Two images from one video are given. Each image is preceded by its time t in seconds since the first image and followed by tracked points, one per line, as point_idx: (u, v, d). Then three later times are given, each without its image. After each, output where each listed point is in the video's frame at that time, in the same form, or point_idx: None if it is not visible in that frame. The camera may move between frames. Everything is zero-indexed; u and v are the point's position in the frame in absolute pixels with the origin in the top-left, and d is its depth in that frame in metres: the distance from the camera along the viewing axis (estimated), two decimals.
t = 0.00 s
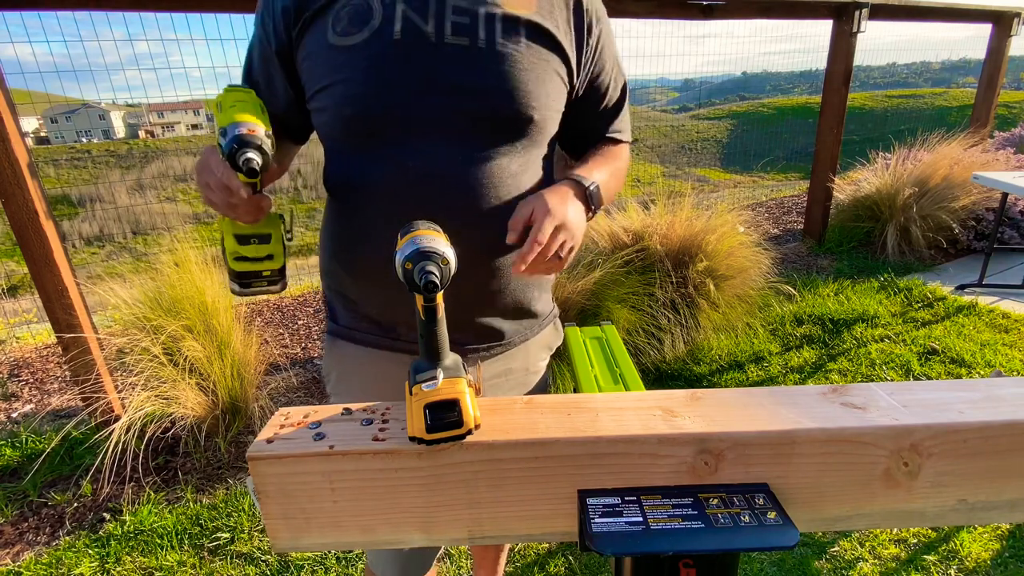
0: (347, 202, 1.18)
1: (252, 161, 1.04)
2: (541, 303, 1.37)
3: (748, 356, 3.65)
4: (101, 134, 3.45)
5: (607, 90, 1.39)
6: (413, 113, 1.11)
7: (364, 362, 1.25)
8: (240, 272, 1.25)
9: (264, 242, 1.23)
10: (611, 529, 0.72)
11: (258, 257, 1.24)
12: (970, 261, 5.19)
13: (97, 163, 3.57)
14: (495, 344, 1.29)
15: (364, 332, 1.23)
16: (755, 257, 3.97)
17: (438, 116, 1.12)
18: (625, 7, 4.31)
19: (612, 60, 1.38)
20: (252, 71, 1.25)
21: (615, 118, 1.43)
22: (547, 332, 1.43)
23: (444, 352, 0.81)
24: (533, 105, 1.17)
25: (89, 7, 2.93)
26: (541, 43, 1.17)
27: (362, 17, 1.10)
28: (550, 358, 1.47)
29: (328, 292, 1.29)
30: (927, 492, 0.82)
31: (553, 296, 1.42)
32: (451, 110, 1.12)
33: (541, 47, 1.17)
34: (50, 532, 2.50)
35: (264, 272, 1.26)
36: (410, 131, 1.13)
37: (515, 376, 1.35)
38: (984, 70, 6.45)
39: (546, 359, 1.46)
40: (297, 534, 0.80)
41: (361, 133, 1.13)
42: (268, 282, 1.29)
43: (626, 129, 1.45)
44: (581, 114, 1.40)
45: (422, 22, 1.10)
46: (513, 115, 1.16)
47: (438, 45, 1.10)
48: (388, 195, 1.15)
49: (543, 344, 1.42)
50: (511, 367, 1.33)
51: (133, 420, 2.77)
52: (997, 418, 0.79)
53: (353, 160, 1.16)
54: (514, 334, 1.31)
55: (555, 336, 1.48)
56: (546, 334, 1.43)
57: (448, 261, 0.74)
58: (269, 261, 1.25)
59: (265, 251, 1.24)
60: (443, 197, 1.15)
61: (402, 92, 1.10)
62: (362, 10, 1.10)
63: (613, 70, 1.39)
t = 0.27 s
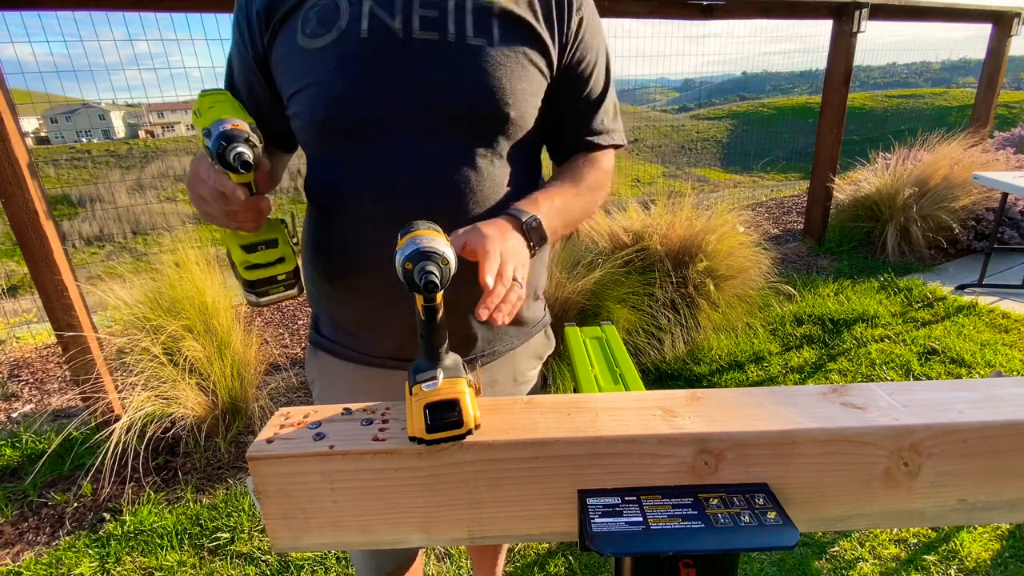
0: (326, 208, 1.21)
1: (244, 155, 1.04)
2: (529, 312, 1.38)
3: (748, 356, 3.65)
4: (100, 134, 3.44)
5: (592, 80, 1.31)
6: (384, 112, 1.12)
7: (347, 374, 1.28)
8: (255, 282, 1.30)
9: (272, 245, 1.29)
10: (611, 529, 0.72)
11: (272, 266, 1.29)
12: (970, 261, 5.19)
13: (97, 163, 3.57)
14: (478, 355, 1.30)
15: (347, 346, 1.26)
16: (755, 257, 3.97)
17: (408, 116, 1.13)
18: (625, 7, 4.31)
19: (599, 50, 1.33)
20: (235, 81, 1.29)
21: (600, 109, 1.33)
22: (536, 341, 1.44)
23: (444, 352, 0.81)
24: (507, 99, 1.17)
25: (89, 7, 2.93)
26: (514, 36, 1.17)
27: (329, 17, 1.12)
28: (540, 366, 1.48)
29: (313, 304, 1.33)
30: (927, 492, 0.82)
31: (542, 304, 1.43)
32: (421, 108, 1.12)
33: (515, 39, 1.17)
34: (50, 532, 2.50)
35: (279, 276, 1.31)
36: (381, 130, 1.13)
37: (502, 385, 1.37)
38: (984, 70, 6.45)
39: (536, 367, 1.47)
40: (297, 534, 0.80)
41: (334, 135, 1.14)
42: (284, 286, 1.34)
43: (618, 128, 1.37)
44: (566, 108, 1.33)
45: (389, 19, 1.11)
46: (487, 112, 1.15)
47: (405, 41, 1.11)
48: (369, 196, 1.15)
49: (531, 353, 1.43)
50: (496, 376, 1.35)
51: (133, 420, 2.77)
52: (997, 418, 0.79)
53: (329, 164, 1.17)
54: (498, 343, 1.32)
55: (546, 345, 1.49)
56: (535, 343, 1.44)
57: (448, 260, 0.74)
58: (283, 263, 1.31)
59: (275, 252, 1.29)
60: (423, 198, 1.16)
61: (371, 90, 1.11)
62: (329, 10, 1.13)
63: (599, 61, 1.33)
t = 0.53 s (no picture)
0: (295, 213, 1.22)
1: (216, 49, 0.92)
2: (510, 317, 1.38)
3: (748, 356, 3.65)
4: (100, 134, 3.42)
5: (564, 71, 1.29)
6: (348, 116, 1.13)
7: (313, 383, 1.33)
8: (244, 225, 1.01)
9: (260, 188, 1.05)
10: (611, 529, 0.72)
11: (261, 209, 1.03)
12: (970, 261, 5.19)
13: (97, 164, 3.57)
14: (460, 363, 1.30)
15: (318, 357, 1.30)
16: (755, 257, 3.97)
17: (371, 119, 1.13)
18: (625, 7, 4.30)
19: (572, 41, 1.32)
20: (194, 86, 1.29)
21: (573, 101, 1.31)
22: (519, 343, 1.44)
23: (444, 352, 0.82)
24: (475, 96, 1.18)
25: (88, 6, 2.93)
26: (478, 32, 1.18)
27: (282, 17, 1.12)
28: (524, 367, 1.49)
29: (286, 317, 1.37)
30: (927, 492, 0.82)
31: (524, 307, 1.43)
32: (385, 111, 1.13)
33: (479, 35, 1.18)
34: (50, 532, 2.50)
35: (272, 217, 1.04)
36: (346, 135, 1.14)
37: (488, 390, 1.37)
38: (985, 70, 6.45)
39: (520, 369, 1.48)
40: (297, 534, 0.80)
41: (297, 140, 1.15)
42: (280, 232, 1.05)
43: (593, 122, 1.36)
44: (539, 102, 1.31)
45: (345, 18, 1.11)
46: (453, 112, 1.16)
47: (364, 40, 1.11)
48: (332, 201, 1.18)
49: (515, 356, 1.43)
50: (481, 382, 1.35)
51: (133, 420, 2.78)
52: (998, 417, 0.79)
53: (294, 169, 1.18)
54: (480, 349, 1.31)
55: (529, 346, 1.50)
56: (518, 346, 1.44)
57: (447, 262, 0.75)
58: (275, 201, 1.04)
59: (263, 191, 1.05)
60: (384, 202, 1.17)
61: (331, 93, 1.11)
62: (281, 11, 1.12)
63: (572, 52, 1.31)
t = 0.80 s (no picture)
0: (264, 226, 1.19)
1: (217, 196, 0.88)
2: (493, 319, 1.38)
3: (748, 356, 3.65)
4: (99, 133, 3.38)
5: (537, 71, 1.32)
6: (336, 126, 1.11)
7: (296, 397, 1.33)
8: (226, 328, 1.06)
9: (237, 283, 1.08)
10: (611, 529, 0.72)
11: (244, 311, 1.06)
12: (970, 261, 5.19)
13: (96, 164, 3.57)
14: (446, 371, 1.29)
15: (299, 370, 1.30)
16: (755, 257, 3.97)
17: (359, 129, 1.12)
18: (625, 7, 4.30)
19: (545, 41, 1.35)
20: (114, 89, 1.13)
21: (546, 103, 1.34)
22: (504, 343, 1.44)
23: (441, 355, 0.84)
24: (464, 101, 1.19)
25: (87, 7, 2.93)
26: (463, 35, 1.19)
27: (256, 20, 1.08)
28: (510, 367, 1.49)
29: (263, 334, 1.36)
30: (927, 492, 0.82)
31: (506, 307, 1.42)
32: (374, 119, 1.12)
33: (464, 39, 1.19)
34: (50, 532, 2.50)
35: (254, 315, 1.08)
36: (333, 145, 1.12)
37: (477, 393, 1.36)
38: (985, 70, 6.45)
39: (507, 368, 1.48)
40: (297, 534, 0.80)
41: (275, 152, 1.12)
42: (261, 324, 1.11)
43: (565, 122, 1.39)
44: (514, 102, 1.34)
45: (328, 21, 1.08)
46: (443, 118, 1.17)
47: (350, 45, 1.09)
48: (304, 207, 1.15)
49: (500, 356, 1.43)
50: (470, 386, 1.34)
51: (133, 420, 2.78)
52: (998, 417, 0.79)
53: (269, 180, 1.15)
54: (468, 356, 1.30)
55: (513, 345, 1.49)
56: (502, 346, 1.43)
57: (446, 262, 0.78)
58: (255, 302, 1.08)
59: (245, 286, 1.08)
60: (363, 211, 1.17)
61: (317, 102, 1.09)
62: (254, 13, 1.08)
63: (546, 52, 1.35)
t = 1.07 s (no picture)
0: (234, 239, 1.16)
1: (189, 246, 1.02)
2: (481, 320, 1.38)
3: (748, 356, 3.65)
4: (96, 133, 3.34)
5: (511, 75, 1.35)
6: (308, 130, 1.08)
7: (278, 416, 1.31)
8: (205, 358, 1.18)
9: (208, 316, 1.19)
10: (611, 529, 0.73)
11: (214, 343, 1.18)
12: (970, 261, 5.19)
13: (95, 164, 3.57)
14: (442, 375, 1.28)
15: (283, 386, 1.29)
16: (755, 257, 3.97)
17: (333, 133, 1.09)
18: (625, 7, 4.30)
19: (516, 43, 1.37)
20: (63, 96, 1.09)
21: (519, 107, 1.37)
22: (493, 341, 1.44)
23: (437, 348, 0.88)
24: (445, 103, 1.19)
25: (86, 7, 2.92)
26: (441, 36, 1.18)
27: (217, 22, 1.04)
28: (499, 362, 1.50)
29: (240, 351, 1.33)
30: (927, 492, 0.82)
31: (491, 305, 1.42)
32: (349, 123, 1.10)
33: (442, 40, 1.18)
34: (50, 532, 2.50)
35: (226, 343, 1.20)
36: (305, 151, 1.09)
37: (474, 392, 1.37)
38: (985, 70, 6.44)
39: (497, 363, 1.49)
40: (297, 534, 0.80)
41: (244, 158, 1.08)
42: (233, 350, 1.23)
43: (536, 124, 1.43)
44: (489, 105, 1.35)
45: (297, 23, 1.05)
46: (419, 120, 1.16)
47: (322, 48, 1.06)
48: (275, 215, 1.12)
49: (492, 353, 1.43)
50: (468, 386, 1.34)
51: (133, 420, 2.79)
52: (998, 417, 0.79)
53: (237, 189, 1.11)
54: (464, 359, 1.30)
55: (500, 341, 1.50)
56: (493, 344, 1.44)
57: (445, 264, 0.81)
58: (226, 332, 1.20)
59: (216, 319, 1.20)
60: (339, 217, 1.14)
61: (289, 105, 1.06)
62: (214, 15, 1.04)
63: (518, 54, 1.37)
